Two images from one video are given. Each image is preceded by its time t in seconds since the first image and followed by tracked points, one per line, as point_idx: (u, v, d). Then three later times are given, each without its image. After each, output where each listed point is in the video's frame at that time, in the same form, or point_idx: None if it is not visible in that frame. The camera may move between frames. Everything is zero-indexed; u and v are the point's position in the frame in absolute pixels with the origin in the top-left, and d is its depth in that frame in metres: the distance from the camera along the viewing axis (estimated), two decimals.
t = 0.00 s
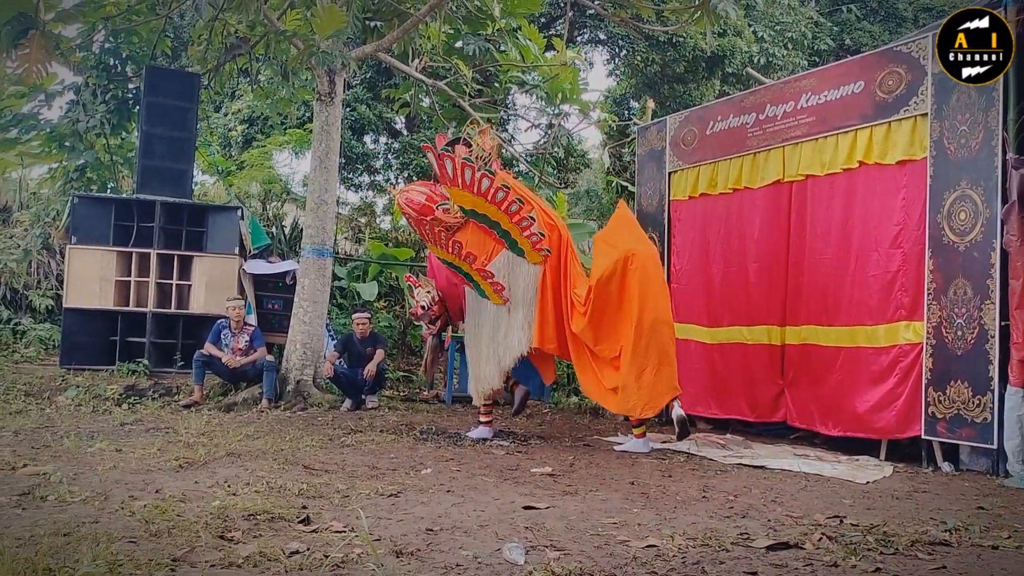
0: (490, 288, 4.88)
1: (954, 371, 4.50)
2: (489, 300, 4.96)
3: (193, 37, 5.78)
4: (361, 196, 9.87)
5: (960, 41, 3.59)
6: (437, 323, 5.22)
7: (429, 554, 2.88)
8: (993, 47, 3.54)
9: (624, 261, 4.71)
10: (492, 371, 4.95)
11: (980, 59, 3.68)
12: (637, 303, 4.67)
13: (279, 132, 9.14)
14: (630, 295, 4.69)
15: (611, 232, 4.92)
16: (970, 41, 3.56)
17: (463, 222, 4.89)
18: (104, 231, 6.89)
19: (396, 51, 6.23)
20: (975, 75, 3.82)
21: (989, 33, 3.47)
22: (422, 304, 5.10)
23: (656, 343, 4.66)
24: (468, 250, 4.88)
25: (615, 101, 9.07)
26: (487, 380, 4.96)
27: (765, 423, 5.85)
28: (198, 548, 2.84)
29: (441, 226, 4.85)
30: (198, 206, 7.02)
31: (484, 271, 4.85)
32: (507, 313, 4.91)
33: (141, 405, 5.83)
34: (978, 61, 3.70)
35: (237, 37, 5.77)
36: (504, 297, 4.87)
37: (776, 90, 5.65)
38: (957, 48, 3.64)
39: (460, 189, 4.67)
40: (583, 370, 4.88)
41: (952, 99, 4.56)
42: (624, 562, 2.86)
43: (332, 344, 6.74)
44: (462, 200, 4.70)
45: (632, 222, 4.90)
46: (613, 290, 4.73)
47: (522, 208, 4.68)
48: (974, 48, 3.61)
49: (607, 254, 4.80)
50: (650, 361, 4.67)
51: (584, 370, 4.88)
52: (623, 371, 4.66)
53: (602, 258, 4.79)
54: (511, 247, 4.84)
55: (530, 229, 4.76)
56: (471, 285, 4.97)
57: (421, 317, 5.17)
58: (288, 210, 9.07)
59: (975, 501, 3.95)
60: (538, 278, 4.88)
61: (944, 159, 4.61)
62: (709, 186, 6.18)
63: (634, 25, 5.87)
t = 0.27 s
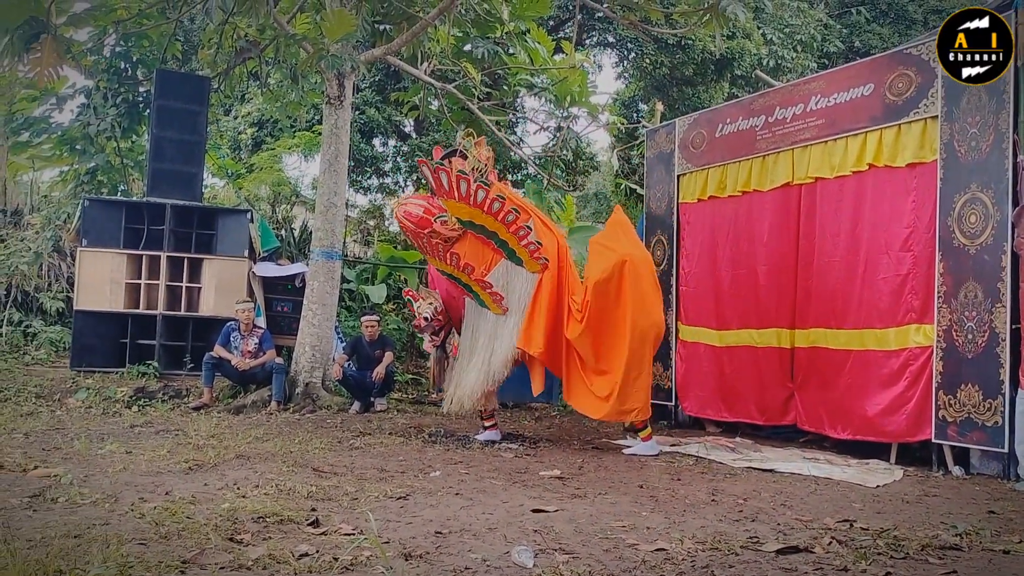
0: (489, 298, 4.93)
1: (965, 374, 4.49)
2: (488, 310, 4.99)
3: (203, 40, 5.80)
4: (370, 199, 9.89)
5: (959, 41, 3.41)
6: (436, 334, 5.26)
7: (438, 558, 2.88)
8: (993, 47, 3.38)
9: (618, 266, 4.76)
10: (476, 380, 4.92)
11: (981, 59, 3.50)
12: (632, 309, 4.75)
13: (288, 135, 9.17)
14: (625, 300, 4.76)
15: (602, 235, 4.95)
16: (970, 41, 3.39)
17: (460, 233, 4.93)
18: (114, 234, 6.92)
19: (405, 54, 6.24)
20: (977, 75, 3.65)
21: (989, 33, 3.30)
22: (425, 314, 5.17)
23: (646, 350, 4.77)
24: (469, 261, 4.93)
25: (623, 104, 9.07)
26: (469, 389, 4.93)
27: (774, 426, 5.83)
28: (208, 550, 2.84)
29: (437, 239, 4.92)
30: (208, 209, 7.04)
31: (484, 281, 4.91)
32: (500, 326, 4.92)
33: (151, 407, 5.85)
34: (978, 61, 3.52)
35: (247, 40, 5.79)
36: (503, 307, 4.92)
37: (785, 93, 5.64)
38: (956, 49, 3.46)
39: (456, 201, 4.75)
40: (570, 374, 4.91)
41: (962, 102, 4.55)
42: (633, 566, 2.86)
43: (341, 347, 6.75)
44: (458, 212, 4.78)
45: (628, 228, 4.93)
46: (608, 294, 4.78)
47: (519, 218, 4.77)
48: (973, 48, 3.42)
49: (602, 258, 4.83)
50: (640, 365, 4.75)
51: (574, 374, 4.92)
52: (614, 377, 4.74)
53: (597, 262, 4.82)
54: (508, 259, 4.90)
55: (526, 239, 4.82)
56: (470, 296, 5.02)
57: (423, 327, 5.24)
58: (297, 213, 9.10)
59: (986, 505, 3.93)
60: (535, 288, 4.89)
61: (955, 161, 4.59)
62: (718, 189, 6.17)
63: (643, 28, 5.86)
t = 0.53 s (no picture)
0: (485, 292, 4.92)
1: (967, 378, 4.48)
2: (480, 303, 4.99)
3: (206, 44, 5.82)
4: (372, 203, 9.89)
5: (958, 41, 3.60)
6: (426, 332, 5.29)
7: (439, 561, 2.88)
8: (993, 48, 3.57)
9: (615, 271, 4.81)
10: (474, 373, 4.95)
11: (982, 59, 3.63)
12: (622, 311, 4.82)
13: (290, 138, 9.18)
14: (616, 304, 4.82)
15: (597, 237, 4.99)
16: (969, 40, 3.56)
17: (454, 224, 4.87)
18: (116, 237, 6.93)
19: (407, 58, 6.26)
20: (975, 74, 3.79)
21: (989, 34, 3.47)
22: (413, 311, 5.22)
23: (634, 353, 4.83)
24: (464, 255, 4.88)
25: (625, 107, 9.07)
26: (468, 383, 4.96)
27: (776, 430, 5.82)
28: (209, 554, 2.85)
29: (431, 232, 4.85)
30: (210, 212, 7.05)
31: (480, 275, 4.89)
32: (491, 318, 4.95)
33: (153, 411, 5.86)
34: (978, 61, 3.71)
35: (249, 44, 5.80)
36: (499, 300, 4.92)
37: (787, 96, 5.64)
38: (956, 48, 3.64)
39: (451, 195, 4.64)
40: (557, 374, 4.94)
41: (964, 106, 4.56)
42: (635, 569, 2.86)
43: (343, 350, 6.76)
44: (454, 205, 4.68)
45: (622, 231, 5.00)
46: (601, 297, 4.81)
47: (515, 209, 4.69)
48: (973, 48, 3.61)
49: (596, 259, 4.88)
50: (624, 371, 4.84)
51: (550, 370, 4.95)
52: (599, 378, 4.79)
53: (593, 263, 4.87)
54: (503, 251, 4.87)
55: (522, 231, 4.79)
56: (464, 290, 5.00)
57: (411, 325, 5.25)
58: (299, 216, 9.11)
59: (989, 509, 3.93)
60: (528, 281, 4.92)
61: (956, 165, 4.59)
62: (720, 192, 6.17)
63: (645, 31, 5.87)
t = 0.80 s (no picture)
0: (483, 284, 4.98)
1: (975, 383, 4.47)
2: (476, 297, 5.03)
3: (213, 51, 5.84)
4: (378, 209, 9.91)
5: (959, 41, 3.44)
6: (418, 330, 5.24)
7: (446, 567, 2.88)
8: (993, 47, 3.49)
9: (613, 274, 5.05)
10: (481, 365, 5.00)
11: (981, 57, 3.57)
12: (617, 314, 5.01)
13: (296, 144, 9.20)
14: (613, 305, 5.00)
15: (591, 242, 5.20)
16: (970, 40, 3.42)
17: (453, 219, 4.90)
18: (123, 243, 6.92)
19: (413, 64, 6.27)
20: (972, 75, 3.78)
21: (989, 33, 3.38)
22: (405, 309, 5.18)
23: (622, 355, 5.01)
24: (462, 247, 4.93)
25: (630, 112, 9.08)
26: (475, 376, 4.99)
27: (783, 435, 5.81)
28: (217, 559, 2.85)
29: (430, 226, 4.90)
30: (217, 218, 7.03)
31: (479, 267, 4.95)
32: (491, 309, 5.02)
33: (160, 416, 5.87)
34: (978, 61, 3.62)
35: (255, 51, 5.82)
36: (496, 292, 5.00)
37: (793, 101, 5.64)
38: (956, 49, 3.50)
39: (453, 188, 4.71)
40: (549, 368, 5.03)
41: (971, 110, 4.55)
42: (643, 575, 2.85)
43: (349, 355, 6.76)
44: (456, 198, 4.75)
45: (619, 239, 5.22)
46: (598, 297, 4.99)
47: (516, 203, 4.81)
48: (974, 48, 3.49)
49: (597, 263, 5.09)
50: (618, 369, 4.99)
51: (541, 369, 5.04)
52: (594, 376, 4.92)
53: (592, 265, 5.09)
54: (500, 245, 4.97)
55: (519, 225, 4.93)
56: (460, 284, 5.02)
57: (403, 321, 5.20)
58: (305, 222, 9.12)
59: (998, 515, 3.91)
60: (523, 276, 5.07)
61: (964, 170, 4.58)
62: (726, 197, 6.16)
63: (650, 36, 5.87)
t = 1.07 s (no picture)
0: (493, 270, 5.08)
1: (989, 381, 4.44)
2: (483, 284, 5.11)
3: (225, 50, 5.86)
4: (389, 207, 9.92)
5: (960, 41, 3.38)
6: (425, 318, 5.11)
7: (459, 564, 2.88)
8: (993, 47, 3.44)
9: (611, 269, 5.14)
10: (485, 352, 5.07)
11: (982, 58, 3.53)
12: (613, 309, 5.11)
13: (308, 143, 9.22)
14: (611, 300, 5.11)
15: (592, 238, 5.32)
16: (970, 40, 3.37)
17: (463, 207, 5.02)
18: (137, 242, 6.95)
19: (424, 63, 6.28)
20: (973, 76, 3.72)
21: (989, 33, 3.33)
22: (413, 298, 5.03)
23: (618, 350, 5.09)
24: (472, 233, 5.05)
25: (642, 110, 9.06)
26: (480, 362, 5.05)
27: (796, 433, 5.79)
28: (231, 557, 2.86)
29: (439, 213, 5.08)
30: (229, 217, 7.06)
31: (489, 253, 5.06)
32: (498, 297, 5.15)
33: (173, 414, 5.90)
34: (978, 61, 3.57)
35: (267, 50, 5.83)
36: (504, 277, 5.11)
37: (806, 98, 5.62)
38: (956, 49, 3.44)
39: (462, 173, 4.97)
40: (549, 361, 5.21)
41: (986, 106, 4.52)
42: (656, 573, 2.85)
43: (361, 353, 6.78)
44: (464, 184, 4.98)
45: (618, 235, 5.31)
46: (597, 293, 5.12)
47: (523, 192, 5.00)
48: (973, 48, 3.43)
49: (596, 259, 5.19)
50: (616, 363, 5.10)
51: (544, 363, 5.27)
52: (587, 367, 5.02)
53: (592, 261, 5.20)
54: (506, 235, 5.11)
55: (527, 214, 5.09)
56: (468, 271, 5.11)
57: (411, 309, 5.06)
58: (317, 220, 9.14)
59: (1013, 514, 3.88)
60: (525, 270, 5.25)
61: (978, 166, 4.55)
62: (739, 194, 6.14)
63: (662, 33, 5.86)
